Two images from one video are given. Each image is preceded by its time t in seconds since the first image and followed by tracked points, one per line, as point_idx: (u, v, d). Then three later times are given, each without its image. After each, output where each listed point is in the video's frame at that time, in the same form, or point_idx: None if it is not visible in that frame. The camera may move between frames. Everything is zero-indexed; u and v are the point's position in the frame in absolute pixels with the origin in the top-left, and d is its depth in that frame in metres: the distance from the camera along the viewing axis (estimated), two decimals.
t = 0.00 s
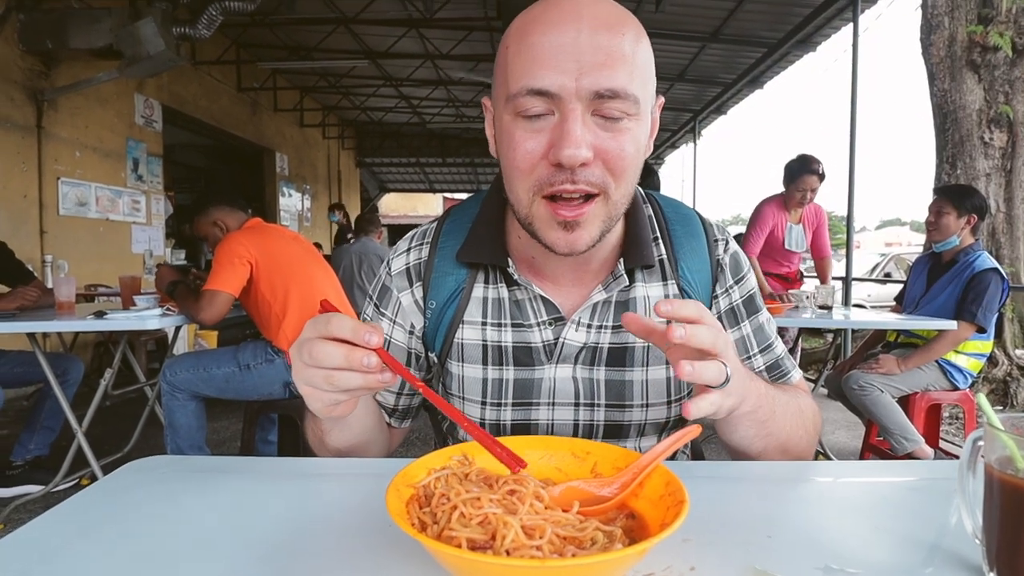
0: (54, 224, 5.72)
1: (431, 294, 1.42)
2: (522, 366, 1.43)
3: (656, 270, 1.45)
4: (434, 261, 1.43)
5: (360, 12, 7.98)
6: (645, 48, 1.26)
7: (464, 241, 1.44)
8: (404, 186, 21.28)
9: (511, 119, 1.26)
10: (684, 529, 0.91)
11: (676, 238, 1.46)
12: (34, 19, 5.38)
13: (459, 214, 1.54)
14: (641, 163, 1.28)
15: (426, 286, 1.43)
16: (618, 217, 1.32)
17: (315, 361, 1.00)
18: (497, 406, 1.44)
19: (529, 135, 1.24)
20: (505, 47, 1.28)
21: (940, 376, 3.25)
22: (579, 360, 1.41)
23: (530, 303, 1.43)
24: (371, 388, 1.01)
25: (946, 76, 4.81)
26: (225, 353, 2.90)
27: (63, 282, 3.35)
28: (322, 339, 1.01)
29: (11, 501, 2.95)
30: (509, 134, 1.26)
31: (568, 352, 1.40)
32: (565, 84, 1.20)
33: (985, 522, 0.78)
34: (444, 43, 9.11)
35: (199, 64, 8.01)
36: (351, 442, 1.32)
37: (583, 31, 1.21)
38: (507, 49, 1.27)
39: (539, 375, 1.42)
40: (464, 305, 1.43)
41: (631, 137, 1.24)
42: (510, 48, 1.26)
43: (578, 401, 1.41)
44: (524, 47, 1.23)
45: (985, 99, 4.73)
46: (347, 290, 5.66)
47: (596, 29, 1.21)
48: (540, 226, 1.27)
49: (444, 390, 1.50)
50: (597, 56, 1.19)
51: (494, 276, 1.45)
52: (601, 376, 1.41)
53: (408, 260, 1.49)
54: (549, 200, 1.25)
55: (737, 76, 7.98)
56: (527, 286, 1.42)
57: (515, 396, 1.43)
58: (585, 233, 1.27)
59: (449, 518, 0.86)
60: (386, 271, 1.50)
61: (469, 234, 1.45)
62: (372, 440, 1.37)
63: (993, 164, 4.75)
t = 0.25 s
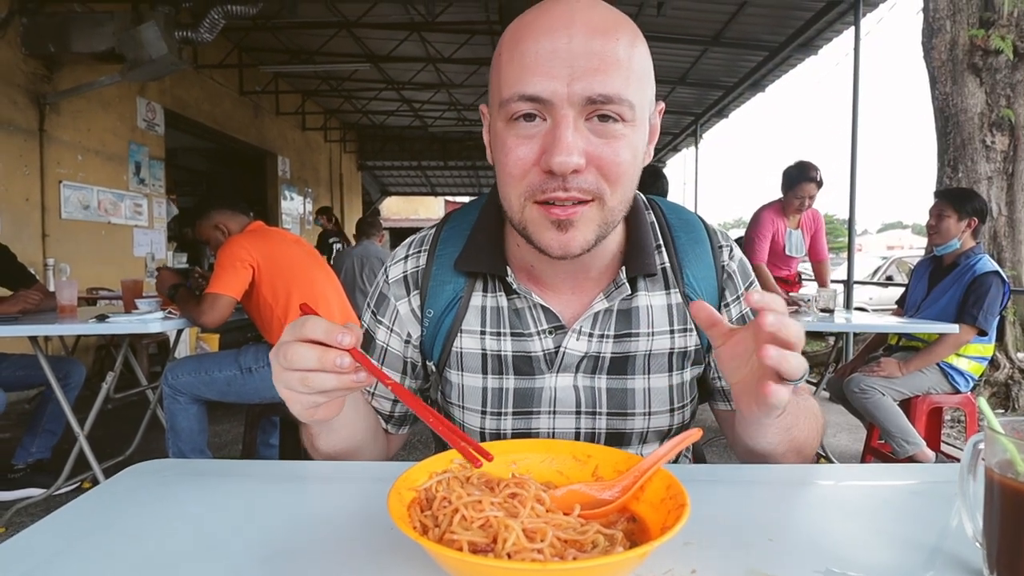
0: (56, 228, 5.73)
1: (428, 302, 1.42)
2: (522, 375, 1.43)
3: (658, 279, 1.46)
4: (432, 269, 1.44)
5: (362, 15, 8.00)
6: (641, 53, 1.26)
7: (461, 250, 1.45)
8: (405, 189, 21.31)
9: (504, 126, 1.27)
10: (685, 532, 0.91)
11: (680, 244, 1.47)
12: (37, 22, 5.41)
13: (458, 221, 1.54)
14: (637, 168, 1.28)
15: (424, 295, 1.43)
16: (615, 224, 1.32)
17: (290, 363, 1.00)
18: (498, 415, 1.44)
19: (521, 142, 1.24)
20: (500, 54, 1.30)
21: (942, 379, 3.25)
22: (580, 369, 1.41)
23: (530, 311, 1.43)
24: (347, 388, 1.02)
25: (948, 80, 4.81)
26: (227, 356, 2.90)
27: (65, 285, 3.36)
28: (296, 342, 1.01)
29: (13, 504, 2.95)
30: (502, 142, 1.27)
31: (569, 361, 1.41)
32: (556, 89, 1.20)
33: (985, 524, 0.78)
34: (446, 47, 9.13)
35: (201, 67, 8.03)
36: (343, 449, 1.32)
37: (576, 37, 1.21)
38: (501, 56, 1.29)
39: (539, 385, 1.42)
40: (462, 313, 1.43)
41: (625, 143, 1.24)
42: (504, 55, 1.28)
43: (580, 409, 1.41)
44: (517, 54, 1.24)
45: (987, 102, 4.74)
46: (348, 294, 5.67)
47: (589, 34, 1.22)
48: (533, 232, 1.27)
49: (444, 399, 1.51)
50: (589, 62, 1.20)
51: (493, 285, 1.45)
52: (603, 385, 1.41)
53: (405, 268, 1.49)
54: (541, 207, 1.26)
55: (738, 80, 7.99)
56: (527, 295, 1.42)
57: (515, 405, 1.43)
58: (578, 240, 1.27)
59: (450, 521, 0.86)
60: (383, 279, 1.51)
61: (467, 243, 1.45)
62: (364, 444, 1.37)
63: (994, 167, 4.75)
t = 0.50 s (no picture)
0: (58, 227, 5.74)
1: (425, 305, 1.41)
2: (522, 375, 1.43)
3: (660, 279, 1.46)
4: (428, 271, 1.42)
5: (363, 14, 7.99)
6: (640, 52, 1.27)
7: (457, 251, 1.44)
8: (407, 188, 21.30)
9: (506, 129, 1.26)
10: (687, 530, 0.91)
11: (683, 241, 1.47)
12: (38, 21, 5.41)
13: (455, 220, 1.54)
14: (639, 169, 1.29)
15: (420, 296, 1.42)
16: (618, 226, 1.32)
17: (294, 368, 1.01)
18: (498, 416, 1.44)
19: (524, 145, 1.24)
20: (496, 55, 1.28)
21: (943, 377, 3.24)
22: (580, 368, 1.42)
23: (529, 312, 1.42)
24: (350, 395, 1.01)
25: (950, 78, 4.80)
26: (229, 354, 2.91)
27: (67, 284, 3.36)
28: (301, 347, 1.01)
29: (16, 502, 2.96)
30: (503, 145, 1.26)
31: (569, 362, 1.41)
32: (559, 92, 1.20)
33: (987, 524, 0.78)
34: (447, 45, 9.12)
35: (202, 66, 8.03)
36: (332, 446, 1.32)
37: (576, 36, 1.21)
38: (498, 57, 1.28)
39: (540, 384, 1.42)
40: (459, 316, 1.41)
41: (629, 144, 1.24)
42: (501, 57, 1.26)
43: (581, 407, 1.41)
44: (516, 54, 1.24)
45: (990, 100, 4.72)
46: (350, 292, 5.68)
47: (589, 33, 1.22)
48: (539, 239, 1.26)
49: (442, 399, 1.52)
50: (591, 61, 1.20)
51: (490, 285, 1.45)
52: (603, 382, 1.42)
53: (401, 269, 1.49)
54: (546, 212, 1.25)
55: (740, 78, 7.98)
56: (525, 296, 1.42)
57: (515, 405, 1.43)
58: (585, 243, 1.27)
59: (451, 520, 0.86)
60: (378, 280, 1.50)
61: (463, 244, 1.44)
62: (360, 442, 1.38)
63: (997, 166, 4.74)
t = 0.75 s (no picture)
0: (58, 223, 5.74)
1: (428, 301, 1.42)
2: (524, 376, 1.43)
3: (663, 283, 1.44)
4: (432, 267, 1.43)
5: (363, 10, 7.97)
6: (641, 48, 1.26)
7: (461, 249, 1.44)
8: (407, 184, 21.29)
9: (503, 127, 1.25)
10: (687, 525, 0.91)
11: (686, 242, 1.46)
12: (38, 17, 5.41)
13: (458, 216, 1.54)
14: (640, 166, 1.28)
15: (424, 293, 1.42)
16: (618, 226, 1.32)
17: (310, 374, 1.00)
18: (499, 415, 1.44)
19: (522, 144, 1.23)
20: (494, 54, 1.28)
21: (943, 373, 3.24)
22: (581, 371, 1.41)
23: (531, 311, 1.42)
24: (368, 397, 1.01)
25: (952, 74, 4.79)
26: (230, 350, 2.91)
27: (67, 281, 3.36)
28: (316, 352, 1.00)
29: (18, 498, 2.97)
30: (500, 144, 1.26)
31: (571, 364, 1.40)
32: (557, 89, 1.20)
33: (987, 518, 0.78)
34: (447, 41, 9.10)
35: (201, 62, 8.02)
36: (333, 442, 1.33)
37: (575, 33, 1.21)
38: (496, 56, 1.28)
39: (541, 386, 1.42)
40: (462, 313, 1.42)
41: (628, 143, 1.24)
42: (499, 56, 1.26)
43: (581, 409, 1.41)
44: (514, 52, 1.23)
45: (991, 96, 4.71)
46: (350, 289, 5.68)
47: (588, 29, 1.22)
48: (538, 238, 1.26)
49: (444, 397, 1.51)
50: (590, 58, 1.20)
51: (494, 284, 1.45)
52: (605, 385, 1.41)
53: (404, 265, 1.49)
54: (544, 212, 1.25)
55: (741, 74, 7.96)
56: (527, 295, 1.41)
57: (516, 405, 1.43)
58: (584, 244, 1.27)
59: (452, 514, 0.86)
60: (381, 273, 1.50)
61: (467, 241, 1.44)
62: (358, 440, 1.39)
63: (998, 162, 4.73)
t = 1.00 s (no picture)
0: (59, 221, 5.74)
1: (434, 304, 1.41)
2: (528, 383, 1.42)
3: (672, 291, 1.43)
4: (438, 268, 1.42)
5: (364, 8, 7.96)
6: (659, 58, 1.23)
7: (467, 251, 1.43)
8: (408, 182, 21.30)
9: (515, 140, 1.22)
10: (688, 524, 0.91)
11: (692, 249, 1.42)
12: (39, 15, 5.41)
13: (465, 216, 1.53)
14: (657, 183, 1.25)
15: (429, 295, 1.41)
16: (631, 243, 1.28)
17: (294, 365, 1.00)
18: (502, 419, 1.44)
19: (535, 158, 1.20)
20: (505, 63, 1.25)
21: (944, 372, 3.23)
22: (586, 380, 1.40)
23: (537, 317, 1.40)
24: (356, 378, 1.02)
25: (953, 72, 4.78)
26: (231, 348, 2.91)
27: (68, 279, 3.36)
28: (296, 342, 1.00)
29: (19, 496, 2.97)
30: (512, 157, 1.23)
31: (575, 374, 1.39)
32: (573, 102, 1.16)
33: (989, 517, 0.78)
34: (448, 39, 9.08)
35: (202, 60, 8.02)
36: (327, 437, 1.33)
37: (592, 43, 1.17)
38: (508, 64, 1.24)
39: (544, 394, 1.41)
40: (467, 317, 1.42)
41: (647, 158, 1.20)
42: (511, 65, 1.23)
43: (584, 418, 1.41)
44: (527, 63, 1.20)
45: (993, 94, 4.70)
46: (351, 287, 5.68)
47: (606, 40, 1.18)
48: (551, 255, 1.22)
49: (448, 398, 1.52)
50: (607, 70, 1.16)
51: (500, 288, 1.44)
52: (610, 397, 1.41)
53: (410, 264, 1.49)
54: (557, 229, 1.21)
55: (743, 72, 7.94)
56: (535, 302, 1.40)
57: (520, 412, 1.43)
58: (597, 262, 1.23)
59: (453, 512, 0.86)
60: (386, 270, 1.51)
61: (473, 243, 1.43)
62: (352, 432, 1.40)
63: (1000, 160, 4.72)
